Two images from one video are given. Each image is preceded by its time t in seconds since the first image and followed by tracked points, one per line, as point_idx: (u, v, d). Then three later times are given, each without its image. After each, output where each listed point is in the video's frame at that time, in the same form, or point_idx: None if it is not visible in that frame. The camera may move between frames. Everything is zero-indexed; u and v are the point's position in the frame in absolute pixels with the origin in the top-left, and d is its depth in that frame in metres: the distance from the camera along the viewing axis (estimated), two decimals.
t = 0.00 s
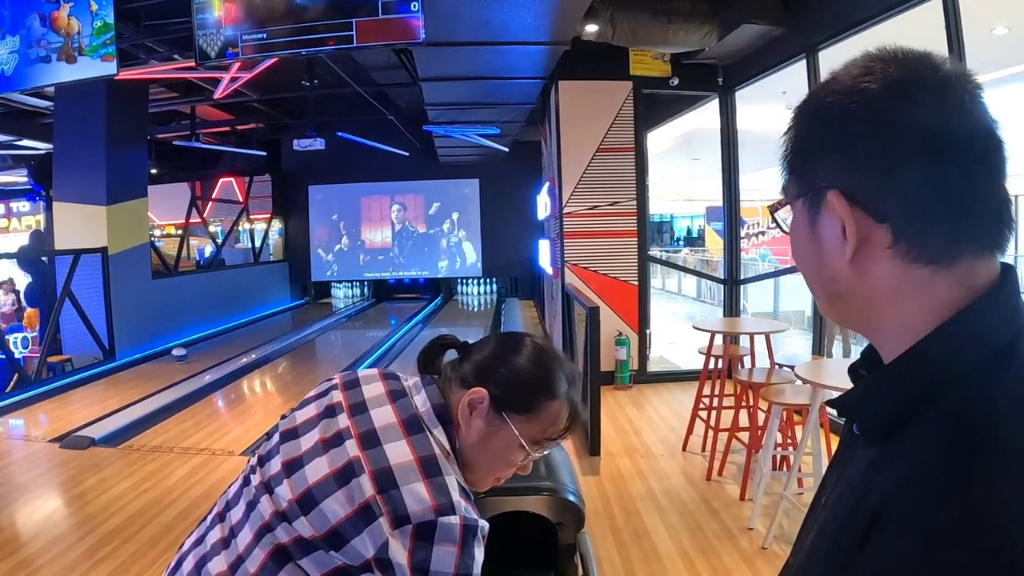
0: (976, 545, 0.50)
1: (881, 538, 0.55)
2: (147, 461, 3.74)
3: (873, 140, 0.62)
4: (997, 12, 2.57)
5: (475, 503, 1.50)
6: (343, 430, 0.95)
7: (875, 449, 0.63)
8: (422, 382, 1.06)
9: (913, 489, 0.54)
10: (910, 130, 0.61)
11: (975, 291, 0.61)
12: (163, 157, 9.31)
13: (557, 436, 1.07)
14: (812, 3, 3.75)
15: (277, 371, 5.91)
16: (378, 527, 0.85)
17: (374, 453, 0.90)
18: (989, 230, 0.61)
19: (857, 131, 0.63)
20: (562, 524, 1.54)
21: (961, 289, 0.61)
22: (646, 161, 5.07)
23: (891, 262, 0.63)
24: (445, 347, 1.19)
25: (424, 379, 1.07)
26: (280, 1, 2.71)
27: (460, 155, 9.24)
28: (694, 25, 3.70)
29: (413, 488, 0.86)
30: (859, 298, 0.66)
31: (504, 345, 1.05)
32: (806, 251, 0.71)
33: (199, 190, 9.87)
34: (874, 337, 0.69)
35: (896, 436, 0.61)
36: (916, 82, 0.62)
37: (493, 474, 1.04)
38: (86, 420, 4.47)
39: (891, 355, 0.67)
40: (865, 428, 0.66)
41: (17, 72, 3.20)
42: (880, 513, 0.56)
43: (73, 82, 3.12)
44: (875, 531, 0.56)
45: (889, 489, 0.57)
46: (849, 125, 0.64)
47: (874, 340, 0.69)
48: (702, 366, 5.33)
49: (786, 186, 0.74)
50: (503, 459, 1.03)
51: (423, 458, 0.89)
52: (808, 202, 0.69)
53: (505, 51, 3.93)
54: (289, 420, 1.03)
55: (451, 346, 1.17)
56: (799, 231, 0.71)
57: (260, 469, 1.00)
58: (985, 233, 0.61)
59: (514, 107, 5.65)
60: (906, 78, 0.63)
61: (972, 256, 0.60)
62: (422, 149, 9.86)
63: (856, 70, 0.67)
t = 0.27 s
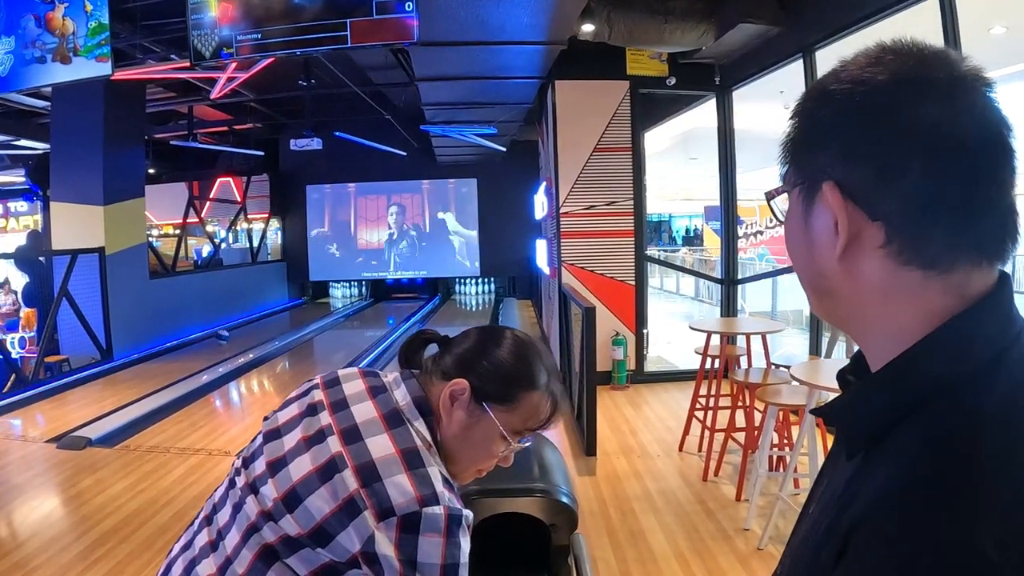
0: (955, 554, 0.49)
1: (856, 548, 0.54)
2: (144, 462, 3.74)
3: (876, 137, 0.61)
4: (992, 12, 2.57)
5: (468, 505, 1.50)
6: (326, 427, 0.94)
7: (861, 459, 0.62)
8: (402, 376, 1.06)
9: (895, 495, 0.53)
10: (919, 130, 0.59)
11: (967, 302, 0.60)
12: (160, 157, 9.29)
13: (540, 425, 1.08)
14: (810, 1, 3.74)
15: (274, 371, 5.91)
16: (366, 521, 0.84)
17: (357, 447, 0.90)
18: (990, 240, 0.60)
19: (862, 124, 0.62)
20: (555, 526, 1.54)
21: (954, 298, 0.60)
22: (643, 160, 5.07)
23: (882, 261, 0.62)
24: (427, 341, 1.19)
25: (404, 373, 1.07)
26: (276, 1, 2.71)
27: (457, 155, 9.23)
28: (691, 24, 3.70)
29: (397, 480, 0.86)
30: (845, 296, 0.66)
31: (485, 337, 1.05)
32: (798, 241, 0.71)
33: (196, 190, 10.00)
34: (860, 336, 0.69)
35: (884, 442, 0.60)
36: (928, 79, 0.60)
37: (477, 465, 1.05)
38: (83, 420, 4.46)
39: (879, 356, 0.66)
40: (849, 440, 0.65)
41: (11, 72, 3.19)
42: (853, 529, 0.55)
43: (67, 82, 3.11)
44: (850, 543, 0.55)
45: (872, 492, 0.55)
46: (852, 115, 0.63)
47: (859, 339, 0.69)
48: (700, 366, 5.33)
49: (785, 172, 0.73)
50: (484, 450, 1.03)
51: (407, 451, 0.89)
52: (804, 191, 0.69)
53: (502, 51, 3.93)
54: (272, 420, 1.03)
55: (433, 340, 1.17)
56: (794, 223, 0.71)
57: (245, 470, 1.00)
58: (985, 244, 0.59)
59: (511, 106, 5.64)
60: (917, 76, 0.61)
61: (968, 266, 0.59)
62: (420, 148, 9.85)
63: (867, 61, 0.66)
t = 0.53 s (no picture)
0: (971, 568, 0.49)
1: (870, 555, 0.53)
2: (143, 462, 3.73)
3: (924, 133, 0.58)
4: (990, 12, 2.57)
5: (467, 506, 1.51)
6: (327, 425, 0.94)
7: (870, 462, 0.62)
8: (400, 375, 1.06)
9: (907, 500, 0.53)
10: (968, 133, 0.56)
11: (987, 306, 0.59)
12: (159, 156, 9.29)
13: (537, 425, 1.08)
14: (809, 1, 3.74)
15: (273, 372, 5.90)
16: (370, 512, 0.85)
17: (359, 441, 0.91)
18: (1019, 252, 0.59)
19: (910, 115, 0.59)
20: (554, 526, 1.53)
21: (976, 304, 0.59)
22: (642, 161, 5.07)
23: (913, 260, 0.61)
24: (426, 342, 1.19)
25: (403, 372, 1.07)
26: (275, 1, 2.70)
27: (456, 155, 9.23)
28: (689, 24, 3.71)
29: (398, 473, 0.87)
30: (866, 288, 0.66)
31: (484, 339, 1.06)
32: (823, 227, 0.69)
33: (196, 190, 10.02)
34: (873, 330, 0.69)
35: (890, 448, 0.60)
36: (978, 76, 0.57)
37: (473, 462, 1.05)
38: (82, 420, 4.46)
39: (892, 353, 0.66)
40: (858, 441, 0.65)
41: (10, 73, 3.19)
42: (864, 537, 0.54)
43: (66, 82, 3.10)
44: (863, 550, 0.54)
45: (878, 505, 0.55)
46: (900, 103, 0.59)
47: (871, 334, 0.69)
48: (698, 366, 5.34)
49: (815, 146, 0.70)
50: (481, 448, 1.04)
51: (408, 445, 0.90)
52: (837, 175, 0.66)
53: (501, 51, 3.93)
54: (272, 418, 1.03)
55: (432, 340, 1.17)
56: (819, 209, 0.69)
57: (245, 468, 0.99)
58: (1013, 255, 0.58)
59: (510, 106, 5.64)
60: (970, 71, 0.57)
61: (995, 277, 0.59)
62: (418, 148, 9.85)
63: (918, 47, 0.62)
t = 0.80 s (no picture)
0: None
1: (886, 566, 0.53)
2: (143, 462, 3.73)
3: (975, 141, 0.55)
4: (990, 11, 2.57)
5: (466, 506, 1.51)
6: (295, 401, 0.94)
7: (881, 468, 0.61)
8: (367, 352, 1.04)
9: (920, 508, 0.53)
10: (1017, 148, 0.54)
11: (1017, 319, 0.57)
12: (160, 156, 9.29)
13: (507, 387, 1.08)
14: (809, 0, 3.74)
15: (273, 372, 5.90)
16: (326, 470, 0.86)
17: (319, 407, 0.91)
18: None
19: (962, 117, 0.55)
20: (554, 526, 1.53)
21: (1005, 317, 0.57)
22: (642, 161, 5.07)
23: (944, 268, 0.59)
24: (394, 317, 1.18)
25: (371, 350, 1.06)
26: (275, 1, 2.70)
27: (456, 155, 9.22)
28: (690, 24, 3.72)
29: (353, 432, 0.87)
30: (888, 289, 0.64)
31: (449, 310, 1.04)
32: (847, 219, 0.66)
33: (196, 190, 10.03)
34: (888, 328, 0.67)
35: (902, 454, 0.59)
36: None
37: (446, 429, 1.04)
38: (82, 421, 4.46)
39: (908, 353, 0.64)
40: (868, 444, 0.63)
41: (10, 73, 3.18)
42: (881, 549, 0.54)
43: (66, 83, 3.10)
44: (879, 562, 0.54)
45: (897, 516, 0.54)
46: (952, 103, 0.56)
47: (886, 332, 0.67)
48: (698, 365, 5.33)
49: (849, 129, 0.67)
50: (454, 418, 1.04)
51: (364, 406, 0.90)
52: (872, 171, 0.63)
53: (501, 50, 3.92)
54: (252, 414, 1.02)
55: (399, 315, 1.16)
56: (846, 202, 0.67)
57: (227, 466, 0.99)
58: None
59: (510, 106, 5.64)
60: None
61: None
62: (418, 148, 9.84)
63: (975, 41, 0.58)
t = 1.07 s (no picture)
0: None
1: None
2: (145, 462, 3.74)
3: (992, 152, 0.55)
4: (991, 9, 2.57)
5: (469, 506, 1.51)
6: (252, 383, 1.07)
7: (894, 475, 0.61)
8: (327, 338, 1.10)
9: (940, 519, 0.53)
10: None
11: None
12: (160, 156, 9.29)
13: (454, 343, 1.12)
14: None
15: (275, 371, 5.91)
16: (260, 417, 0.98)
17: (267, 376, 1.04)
18: None
19: (981, 124, 0.56)
20: (556, 526, 1.54)
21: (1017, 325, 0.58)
22: (643, 160, 5.07)
23: (958, 274, 0.59)
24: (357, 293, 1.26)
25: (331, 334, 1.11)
26: (276, 1, 2.70)
27: (457, 154, 9.22)
28: (691, 23, 3.72)
29: (282, 382, 0.99)
30: (900, 293, 0.64)
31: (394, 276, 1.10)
32: (861, 222, 0.66)
33: (197, 191, 9.88)
34: (897, 330, 0.67)
35: (917, 461, 0.59)
36: None
37: (395, 388, 1.09)
38: (84, 421, 4.47)
39: (921, 354, 0.64)
40: (880, 449, 0.63)
41: (11, 74, 3.19)
42: (899, 557, 0.54)
43: (67, 83, 3.10)
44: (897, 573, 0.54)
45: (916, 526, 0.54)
46: (970, 111, 0.56)
47: (897, 335, 0.67)
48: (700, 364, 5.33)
49: (865, 130, 0.66)
50: (405, 379, 1.08)
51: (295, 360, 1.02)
52: (887, 174, 0.63)
53: (502, 50, 3.92)
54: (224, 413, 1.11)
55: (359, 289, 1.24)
56: (859, 203, 0.67)
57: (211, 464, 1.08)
58: None
59: (511, 106, 5.64)
60: None
61: None
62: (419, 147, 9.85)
63: (990, 46, 0.58)
